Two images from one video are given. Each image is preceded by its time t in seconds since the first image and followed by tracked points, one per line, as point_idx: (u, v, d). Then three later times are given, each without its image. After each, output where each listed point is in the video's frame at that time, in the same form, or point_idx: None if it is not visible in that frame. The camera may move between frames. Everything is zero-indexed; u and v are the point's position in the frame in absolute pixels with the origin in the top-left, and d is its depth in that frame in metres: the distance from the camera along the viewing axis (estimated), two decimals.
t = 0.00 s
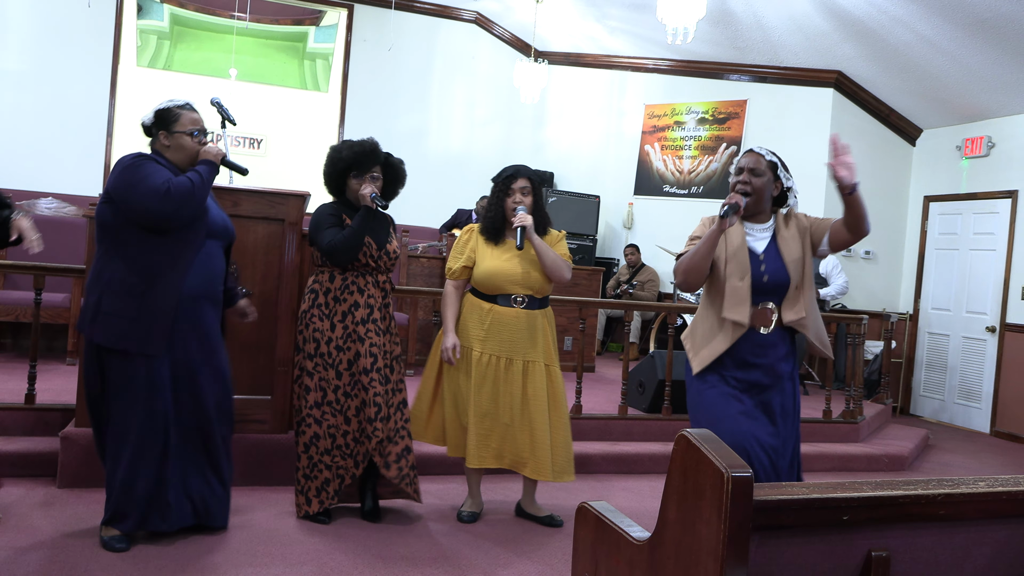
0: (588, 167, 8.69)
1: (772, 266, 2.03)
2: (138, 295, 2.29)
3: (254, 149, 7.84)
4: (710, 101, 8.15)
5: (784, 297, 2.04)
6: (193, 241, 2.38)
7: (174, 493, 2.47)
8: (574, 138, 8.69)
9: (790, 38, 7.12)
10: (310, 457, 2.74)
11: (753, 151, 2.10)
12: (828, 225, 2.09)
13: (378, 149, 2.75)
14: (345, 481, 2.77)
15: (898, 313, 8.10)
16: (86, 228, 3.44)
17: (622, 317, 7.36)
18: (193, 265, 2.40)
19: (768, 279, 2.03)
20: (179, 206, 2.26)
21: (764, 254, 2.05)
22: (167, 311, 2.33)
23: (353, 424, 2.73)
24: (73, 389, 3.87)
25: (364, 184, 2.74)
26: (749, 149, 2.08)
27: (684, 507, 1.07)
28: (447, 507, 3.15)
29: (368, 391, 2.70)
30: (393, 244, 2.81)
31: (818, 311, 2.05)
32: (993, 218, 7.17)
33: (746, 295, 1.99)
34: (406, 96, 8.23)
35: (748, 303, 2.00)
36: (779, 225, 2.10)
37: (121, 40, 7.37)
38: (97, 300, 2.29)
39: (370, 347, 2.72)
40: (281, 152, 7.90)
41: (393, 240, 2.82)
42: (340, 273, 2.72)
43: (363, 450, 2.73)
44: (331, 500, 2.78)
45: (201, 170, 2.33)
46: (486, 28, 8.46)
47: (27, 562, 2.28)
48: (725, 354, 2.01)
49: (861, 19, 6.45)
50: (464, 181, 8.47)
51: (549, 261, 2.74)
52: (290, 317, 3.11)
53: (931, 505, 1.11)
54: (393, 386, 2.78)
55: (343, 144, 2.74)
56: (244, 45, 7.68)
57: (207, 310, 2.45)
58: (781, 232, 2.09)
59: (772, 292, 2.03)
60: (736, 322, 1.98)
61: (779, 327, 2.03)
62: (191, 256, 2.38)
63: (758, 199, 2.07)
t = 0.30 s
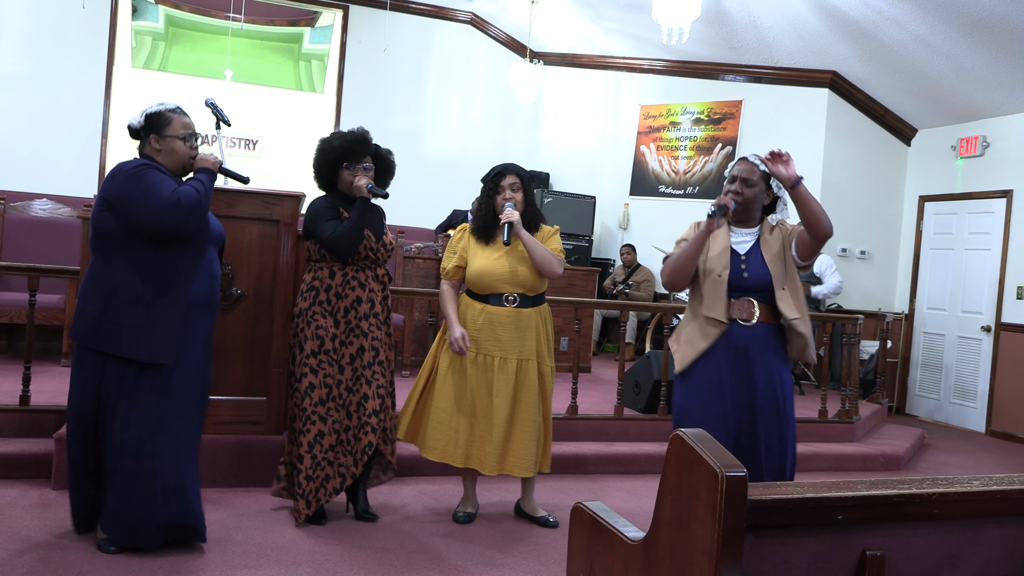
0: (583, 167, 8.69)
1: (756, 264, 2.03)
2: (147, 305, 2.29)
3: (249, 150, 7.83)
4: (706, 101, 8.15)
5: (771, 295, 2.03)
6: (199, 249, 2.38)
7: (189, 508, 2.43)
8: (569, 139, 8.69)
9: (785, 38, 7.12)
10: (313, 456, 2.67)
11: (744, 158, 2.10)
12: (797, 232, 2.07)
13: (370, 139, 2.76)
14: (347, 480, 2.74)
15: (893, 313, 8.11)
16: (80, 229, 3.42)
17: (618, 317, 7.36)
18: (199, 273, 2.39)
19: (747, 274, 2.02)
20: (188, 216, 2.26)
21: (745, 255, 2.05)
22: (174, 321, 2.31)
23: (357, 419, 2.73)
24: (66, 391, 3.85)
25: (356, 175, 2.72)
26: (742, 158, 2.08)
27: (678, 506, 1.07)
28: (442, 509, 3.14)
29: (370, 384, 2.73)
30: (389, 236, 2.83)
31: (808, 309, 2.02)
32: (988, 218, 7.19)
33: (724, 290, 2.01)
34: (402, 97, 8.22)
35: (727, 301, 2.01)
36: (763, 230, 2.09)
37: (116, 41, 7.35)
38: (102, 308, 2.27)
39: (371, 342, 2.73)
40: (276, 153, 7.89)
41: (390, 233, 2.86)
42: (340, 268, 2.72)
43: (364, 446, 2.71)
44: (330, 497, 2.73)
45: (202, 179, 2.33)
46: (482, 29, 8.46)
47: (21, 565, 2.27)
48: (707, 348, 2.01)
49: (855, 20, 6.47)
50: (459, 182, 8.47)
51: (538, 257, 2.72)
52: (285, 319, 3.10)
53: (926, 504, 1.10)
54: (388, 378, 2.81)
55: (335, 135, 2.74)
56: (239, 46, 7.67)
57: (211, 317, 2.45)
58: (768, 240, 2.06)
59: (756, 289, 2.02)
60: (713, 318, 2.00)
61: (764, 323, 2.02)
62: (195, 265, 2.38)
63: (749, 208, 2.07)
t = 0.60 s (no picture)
0: (581, 168, 8.70)
1: (759, 266, 2.02)
2: (159, 314, 2.30)
3: (247, 151, 7.82)
4: (704, 103, 8.15)
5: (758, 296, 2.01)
6: (205, 255, 2.37)
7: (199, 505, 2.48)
8: (567, 140, 8.69)
9: (783, 40, 7.13)
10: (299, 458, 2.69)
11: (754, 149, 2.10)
12: (801, 231, 2.07)
13: (363, 142, 2.75)
14: (335, 482, 2.73)
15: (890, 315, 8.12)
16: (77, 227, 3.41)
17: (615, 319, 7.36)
18: (207, 278, 2.40)
19: (744, 275, 2.01)
20: (194, 226, 2.26)
21: (744, 250, 2.04)
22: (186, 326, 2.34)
23: (344, 422, 2.71)
24: (61, 391, 3.85)
25: (351, 180, 2.73)
26: (746, 148, 2.08)
27: (674, 507, 1.07)
28: (438, 509, 3.14)
29: (358, 387, 2.71)
30: (382, 238, 2.80)
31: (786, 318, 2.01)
32: (985, 220, 7.19)
33: (719, 285, 2.00)
34: (400, 98, 8.22)
35: (717, 295, 2.00)
36: (767, 225, 2.08)
37: (114, 40, 7.34)
38: (115, 321, 2.27)
39: (357, 345, 2.71)
40: (274, 153, 7.88)
41: (384, 233, 2.82)
42: (326, 271, 2.72)
43: (352, 448, 2.71)
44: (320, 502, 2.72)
45: (202, 184, 2.32)
46: (480, 29, 8.45)
47: (16, 565, 2.26)
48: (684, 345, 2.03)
49: (854, 22, 6.47)
50: (456, 183, 8.46)
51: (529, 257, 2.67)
52: (282, 319, 3.09)
53: (922, 506, 1.10)
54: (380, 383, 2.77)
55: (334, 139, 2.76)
56: (237, 46, 7.66)
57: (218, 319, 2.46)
58: (769, 231, 2.06)
59: (747, 292, 2.01)
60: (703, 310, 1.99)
61: (746, 325, 2.00)
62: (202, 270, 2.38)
63: (754, 197, 2.07)
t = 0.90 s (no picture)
0: (574, 166, 8.70)
1: (756, 259, 2.03)
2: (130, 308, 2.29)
3: (240, 149, 7.80)
4: (697, 100, 8.16)
5: (761, 288, 2.03)
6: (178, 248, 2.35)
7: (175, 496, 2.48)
8: (561, 138, 8.69)
9: (775, 37, 7.14)
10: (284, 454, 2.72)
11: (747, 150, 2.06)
12: (794, 237, 2.06)
13: (355, 142, 2.72)
14: (317, 486, 2.72)
15: (883, 311, 8.15)
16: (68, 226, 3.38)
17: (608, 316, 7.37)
18: (183, 272, 2.38)
19: (744, 265, 2.02)
20: (162, 219, 2.23)
21: (743, 244, 2.05)
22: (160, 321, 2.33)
23: (329, 422, 2.70)
24: (53, 391, 3.83)
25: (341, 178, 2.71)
26: (739, 150, 2.06)
27: (667, 502, 1.07)
28: (432, 506, 3.14)
29: (343, 386, 2.69)
30: (373, 237, 2.72)
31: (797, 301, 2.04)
32: (976, 216, 7.22)
33: (717, 275, 2.01)
34: (393, 96, 8.20)
35: (720, 284, 2.01)
36: (763, 224, 2.09)
37: (105, 38, 7.30)
38: (88, 314, 2.28)
39: (343, 344, 2.69)
40: (267, 152, 7.86)
41: (377, 229, 2.75)
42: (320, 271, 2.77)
43: (336, 450, 2.71)
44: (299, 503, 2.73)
45: (176, 176, 2.29)
46: (473, 27, 8.44)
47: (9, 564, 2.25)
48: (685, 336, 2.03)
49: (845, 19, 6.49)
50: (449, 181, 8.45)
51: (513, 256, 2.69)
52: (275, 318, 3.08)
53: (914, 499, 1.10)
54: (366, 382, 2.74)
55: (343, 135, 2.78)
56: (229, 45, 7.63)
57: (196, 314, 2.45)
58: (765, 229, 2.07)
59: (747, 281, 2.02)
60: (704, 303, 2.01)
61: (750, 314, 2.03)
62: (177, 263, 2.36)
63: (747, 201, 2.06)
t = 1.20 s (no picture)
0: (569, 164, 8.70)
1: (756, 262, 2.03)
2: (78, 301, 2.28)
3: (234, 147, 7.77)
4: (691, 98, 8.16)
5: (755, 292, 2.03)
6: (134, 246, 2.31)
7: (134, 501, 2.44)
8: (555, 136, 8.69)
9: (770, 35, 7.14)
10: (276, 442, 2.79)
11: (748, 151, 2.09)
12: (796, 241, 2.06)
13: (351, 137, 2.70)
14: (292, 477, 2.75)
15: (877, 309, 8.17)
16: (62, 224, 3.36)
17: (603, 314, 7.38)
18: (139, 271, 2.32)
19: (740, 267, 2.01)
20: (101, 213, 2.20)
21: (741, 244, 2.05)
22: (102, 316, 2.26)
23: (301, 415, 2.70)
24: (47, 389, 3.81)
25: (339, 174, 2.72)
26: (738, 151, 2.08)
27: (662, 499, 1.07)
28: (428, 504, 3.14)
29: (316, 379, 2.69)
30: (359, 232, 2.70)
31: (787, 305, 2.04)
32: (970, 214, 7.24)
33: (715, 277, 2.01)
34: (387, 93, 8.19)
35: (716, 287, 2.01)
36: (764, 224, 2.08)
37: (98, 35, 7.27)
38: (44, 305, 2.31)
39: (322, 338, 2.70)
40: (261, 150, 7.83)
41: (366, 224, 2.72)
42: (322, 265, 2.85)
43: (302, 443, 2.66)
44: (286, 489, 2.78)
45: (134, 174, 2.25)
46: (467, 25, 8.43)
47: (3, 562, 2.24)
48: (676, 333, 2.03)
49: (840, 18, 6.50)
50: (444, 179, 8.44)
51: (507, 256, 2.68)
52: (269, 315, 3.08)
53: (907, 496, 1.11)
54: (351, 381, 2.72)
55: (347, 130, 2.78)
56: (223, 42, 7.60)
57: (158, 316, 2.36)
58: (765, 233, 2.06)
59: (741, 282, 2.02)
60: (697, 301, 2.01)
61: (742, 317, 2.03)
62: (133, 261, 2.32)
63: (746, 202, 2.07)
